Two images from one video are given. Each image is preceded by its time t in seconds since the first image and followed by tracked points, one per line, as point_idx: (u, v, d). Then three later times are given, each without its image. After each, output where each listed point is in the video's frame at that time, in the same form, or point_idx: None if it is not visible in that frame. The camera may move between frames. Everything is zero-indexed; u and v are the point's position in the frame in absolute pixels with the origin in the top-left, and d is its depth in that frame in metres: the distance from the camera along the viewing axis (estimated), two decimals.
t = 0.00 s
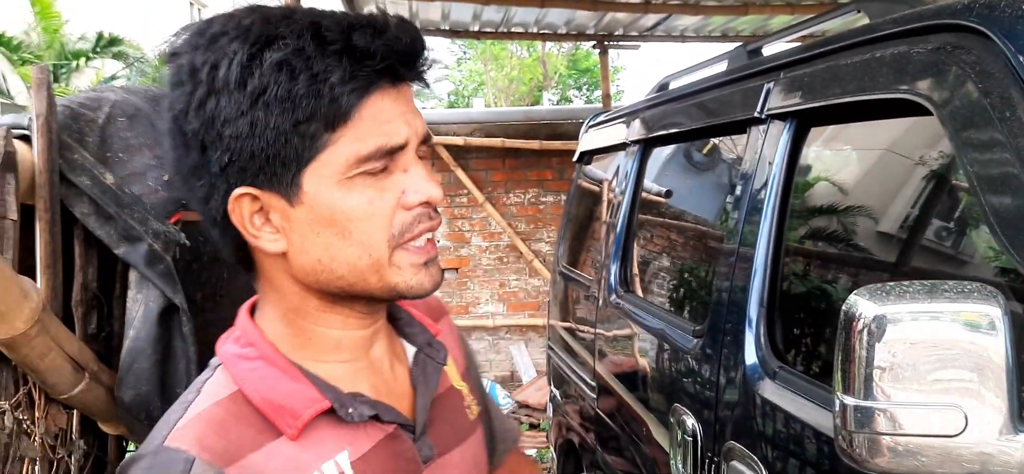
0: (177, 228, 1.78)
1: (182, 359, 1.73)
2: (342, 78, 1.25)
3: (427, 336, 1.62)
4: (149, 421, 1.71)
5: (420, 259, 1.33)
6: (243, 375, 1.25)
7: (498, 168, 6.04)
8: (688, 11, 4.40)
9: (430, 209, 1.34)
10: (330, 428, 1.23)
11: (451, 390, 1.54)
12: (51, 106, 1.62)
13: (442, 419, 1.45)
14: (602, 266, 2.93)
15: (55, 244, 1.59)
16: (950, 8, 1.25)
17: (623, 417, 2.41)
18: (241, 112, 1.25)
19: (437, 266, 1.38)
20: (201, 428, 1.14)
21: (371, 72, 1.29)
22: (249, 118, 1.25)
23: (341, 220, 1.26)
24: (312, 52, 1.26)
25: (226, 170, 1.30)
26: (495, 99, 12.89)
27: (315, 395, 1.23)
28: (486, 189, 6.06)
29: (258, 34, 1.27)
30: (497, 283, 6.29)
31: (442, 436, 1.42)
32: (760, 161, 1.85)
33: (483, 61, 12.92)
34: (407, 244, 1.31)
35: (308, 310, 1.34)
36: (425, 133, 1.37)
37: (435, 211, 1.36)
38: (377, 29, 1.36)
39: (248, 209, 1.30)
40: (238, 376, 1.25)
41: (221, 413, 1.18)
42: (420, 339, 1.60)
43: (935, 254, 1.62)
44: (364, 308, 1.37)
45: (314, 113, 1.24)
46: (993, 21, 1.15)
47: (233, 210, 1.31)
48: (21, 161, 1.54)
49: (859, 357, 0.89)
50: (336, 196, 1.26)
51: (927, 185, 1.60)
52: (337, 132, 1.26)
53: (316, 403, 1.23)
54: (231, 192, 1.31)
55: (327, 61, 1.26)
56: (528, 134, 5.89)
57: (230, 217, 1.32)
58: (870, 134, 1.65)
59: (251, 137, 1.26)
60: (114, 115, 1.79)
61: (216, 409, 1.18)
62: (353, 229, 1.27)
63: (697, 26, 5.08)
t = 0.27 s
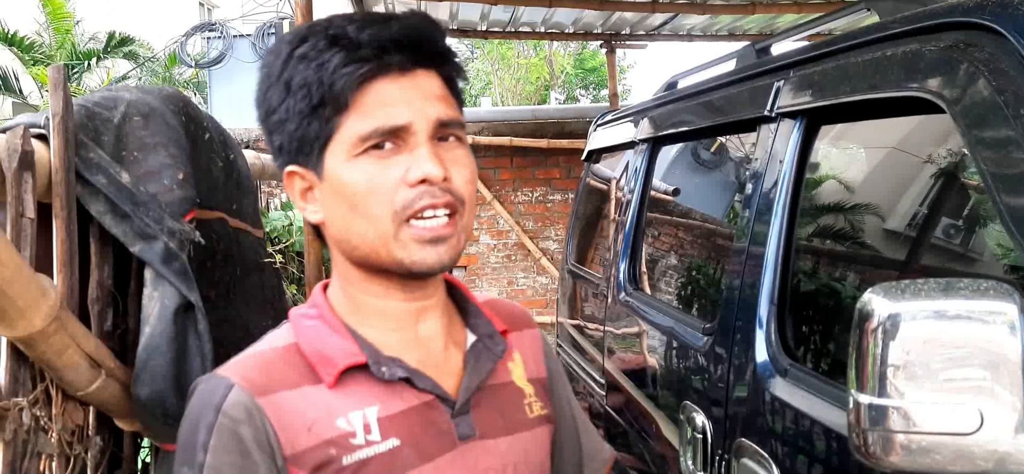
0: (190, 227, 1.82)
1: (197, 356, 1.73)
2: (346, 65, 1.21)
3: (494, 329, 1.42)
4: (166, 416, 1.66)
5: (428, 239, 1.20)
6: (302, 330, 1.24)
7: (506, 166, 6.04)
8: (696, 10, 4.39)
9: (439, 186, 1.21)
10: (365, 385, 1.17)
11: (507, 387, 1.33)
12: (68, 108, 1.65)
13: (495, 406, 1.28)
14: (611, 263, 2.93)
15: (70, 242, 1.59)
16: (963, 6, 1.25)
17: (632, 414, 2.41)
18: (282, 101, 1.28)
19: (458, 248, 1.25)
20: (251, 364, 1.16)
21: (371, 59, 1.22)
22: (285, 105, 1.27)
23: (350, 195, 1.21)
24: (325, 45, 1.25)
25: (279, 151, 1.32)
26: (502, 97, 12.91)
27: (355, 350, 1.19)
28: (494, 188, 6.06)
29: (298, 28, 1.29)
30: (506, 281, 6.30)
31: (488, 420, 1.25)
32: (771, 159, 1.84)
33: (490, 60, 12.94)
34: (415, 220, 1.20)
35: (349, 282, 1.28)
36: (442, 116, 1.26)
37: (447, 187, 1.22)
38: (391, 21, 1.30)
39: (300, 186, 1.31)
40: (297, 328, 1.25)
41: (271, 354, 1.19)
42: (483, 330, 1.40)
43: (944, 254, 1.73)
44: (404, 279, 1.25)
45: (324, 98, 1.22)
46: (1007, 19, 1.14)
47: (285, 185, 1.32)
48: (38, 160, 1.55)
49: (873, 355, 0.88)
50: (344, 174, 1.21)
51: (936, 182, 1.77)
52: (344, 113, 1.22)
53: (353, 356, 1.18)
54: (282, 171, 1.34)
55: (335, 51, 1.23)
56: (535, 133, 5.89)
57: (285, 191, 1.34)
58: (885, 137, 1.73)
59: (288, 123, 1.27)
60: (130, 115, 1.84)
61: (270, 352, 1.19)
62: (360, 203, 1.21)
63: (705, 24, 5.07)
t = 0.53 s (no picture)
0: (197, 223, 1.79)
1: (203, 353, 1.70)
2: (403, 61, 1.28)
3: (555, 326, 1.36)
4: (170, 413, 1.63)
5: (477, 224, 1.23)
6: (365, 303, 1.31)
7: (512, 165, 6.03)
8: (703, 8, 4.37)
9: (486, 176, 1.24)
10: (408, 359, 1.21)
11: (561, 385, 1.28)
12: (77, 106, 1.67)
13: (542, 398, 1.25)
14: (618, 261, 2.92)
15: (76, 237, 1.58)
16: None
17: (639, 412, 2.40)
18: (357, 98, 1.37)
19: (507, 236, 1.27)
20: (310, 325, 1.24)
21: (427, 54, 1.28)
22: (359, 100, 1.37)
23: (407, 183, 1.28)
24: (389, 42, 1.32)
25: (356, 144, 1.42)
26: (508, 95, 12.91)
27: (404, 325, 1.23)
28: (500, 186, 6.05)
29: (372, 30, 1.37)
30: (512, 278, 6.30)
31: (531, 412, 1.23)
32: (780, 156, 1.83)
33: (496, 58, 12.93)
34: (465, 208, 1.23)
35: (413, 266, 1.33)
36: (493, 110, 1.28)
37: (494, 177, 1.24)
38: (445, 20, 1.34)
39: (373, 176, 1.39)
40: (362, 301, 1.32)
41: (331, 320, 1.26)
42: (544, 326, 1.35)
43: (953, 253, 1.60)
44: (460, 264, 1.28)
45: (387, 92, 1.29)
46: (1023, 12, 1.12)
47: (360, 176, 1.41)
48: (43, 153, 1.52)
49: (885, 352, 0.87)
50: (402, 163, 1.28)
51: (944, 179, 1.62)
52: (404, 106, 1.28)
53: (400, 329, 1.22)
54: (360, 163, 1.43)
55: (396, 49, 1.30)
56: (542, 131, 5.87)
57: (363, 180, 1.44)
58: (891, 131, 1.64)
59: (361, 118, 1.37)
60: (136, 110, 1.81)
61: (332, 318, 1.27)
62: (416, 191, 1.26)
63: (712, 22, 5.04)
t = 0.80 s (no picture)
0: (195, 219, 1.80)
1: (200, 351, 1.70)
2: (478, 74, 1.25)
3: (611, 336, 1.33)
4: (167, 412, 1.62)
5: (541, 235, 1.23)
6: (434, 285, 1.33)
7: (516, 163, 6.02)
8: (708, 6, 4.35)
9: (552, 188, 1.23)
10: (466, 344, 1.22)
11: (606, 395, 1.26)
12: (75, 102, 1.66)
13: (589, 406, 1.23)
14: (621, 260, 2.91)
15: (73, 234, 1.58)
16: None
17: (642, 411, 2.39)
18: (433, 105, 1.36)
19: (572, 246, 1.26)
20: (380, 299, 1.27)
21: (500, 69, 1.25)
22: (434, 106, 1.35)
23: (476, 188, 1.27)
24: (462, 57, 1.29)
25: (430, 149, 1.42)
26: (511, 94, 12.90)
27: (468, 310, 1.25)
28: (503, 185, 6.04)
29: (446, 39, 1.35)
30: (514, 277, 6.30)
31: (575, 417, 1.21)
32: (784, 154, 1.82)
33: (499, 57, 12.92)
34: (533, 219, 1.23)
35: (481, 264, 1.33)
36: (563, 123, 1.26)
37: (560, 189, 1.23)
38: (518, 35, 1.30)
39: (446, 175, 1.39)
40: (431, 284, 1.34)
41: (399, 296, 1.29)
42: (600, 334, 1.32)
43: (957, 253, 1.56)
44: (524, 270, 1.28)
45: (461, 102, 1.28)
46: None
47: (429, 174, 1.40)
48: (40, 148, 1.51)
49: (891, 353, 0.86)
50: (473, 168, 1.28)
51: (948, 179, 1.59)
52: (475, 115, 1.27)
53: (463, 314, 1.24)
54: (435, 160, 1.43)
55: (471, 60, 1.27)
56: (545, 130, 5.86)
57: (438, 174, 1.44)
58: (895, 130, 1.63)
59: (435, 123, 1.36)
60: (134, 106, 1.80)
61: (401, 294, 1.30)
62: (485, 196, 1.26)
63: (716, 20, 5.02)
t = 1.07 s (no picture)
0: (195, 222, 1.78)
1: (199, 353, 1.70)
2: (511, 77, 1.25)
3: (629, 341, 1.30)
4: (165, 413, 1.62)
5: (566, 238, 1.22)
6: (459, 281, 1.33)
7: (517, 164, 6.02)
8: (709, 8, 4.35)
9: (577, 191, 1.22)
10: (481, 341, 1.23)
11: (618, 398, 1.24)
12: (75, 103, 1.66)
13: (600, 408, 1.21)
14: (622, 262, 2.90)
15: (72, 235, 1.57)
16: None
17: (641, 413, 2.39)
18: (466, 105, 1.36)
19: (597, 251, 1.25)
20: (404, 291, 1.28)
21: (532, 72, 1.24)
22: (467, 106, 1.35)
23: (504, 189, 1.27)
24: (496, 58, 1.28)
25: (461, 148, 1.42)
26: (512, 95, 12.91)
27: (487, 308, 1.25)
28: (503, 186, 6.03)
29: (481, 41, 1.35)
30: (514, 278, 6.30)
31: (583, 419, 1.20)
32: (784, 157, 1.83)
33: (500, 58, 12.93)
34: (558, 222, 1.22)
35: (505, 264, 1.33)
36: (591, 127, 1.25)
37: (586, 192, 1.22)
38: (552, 38, 1.29)
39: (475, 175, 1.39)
40: (456, 279, 1.35)
41: (421, 290, 1.30)
42: (618, 339, 1.30)
43: (958, 256, 1.54)
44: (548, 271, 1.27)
45: (492, 104, 1.28)
46: None
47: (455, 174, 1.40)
48: (38, 148, 1.51)
49: (892, 357, 0.85)
50: (501, 169, 1.28)
51: (949, 182, 1.56)
52: (506, 118, 1.27)
53: (481, 311, 1.24)
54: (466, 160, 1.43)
55: (504, 63, 1.27)
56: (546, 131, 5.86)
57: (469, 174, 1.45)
58: (893, 134, 1.62)
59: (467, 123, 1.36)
60: (133, 107, 1.80)
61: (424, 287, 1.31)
62: (512, 198, 1.26)
63: (717, 22, 5.02)
